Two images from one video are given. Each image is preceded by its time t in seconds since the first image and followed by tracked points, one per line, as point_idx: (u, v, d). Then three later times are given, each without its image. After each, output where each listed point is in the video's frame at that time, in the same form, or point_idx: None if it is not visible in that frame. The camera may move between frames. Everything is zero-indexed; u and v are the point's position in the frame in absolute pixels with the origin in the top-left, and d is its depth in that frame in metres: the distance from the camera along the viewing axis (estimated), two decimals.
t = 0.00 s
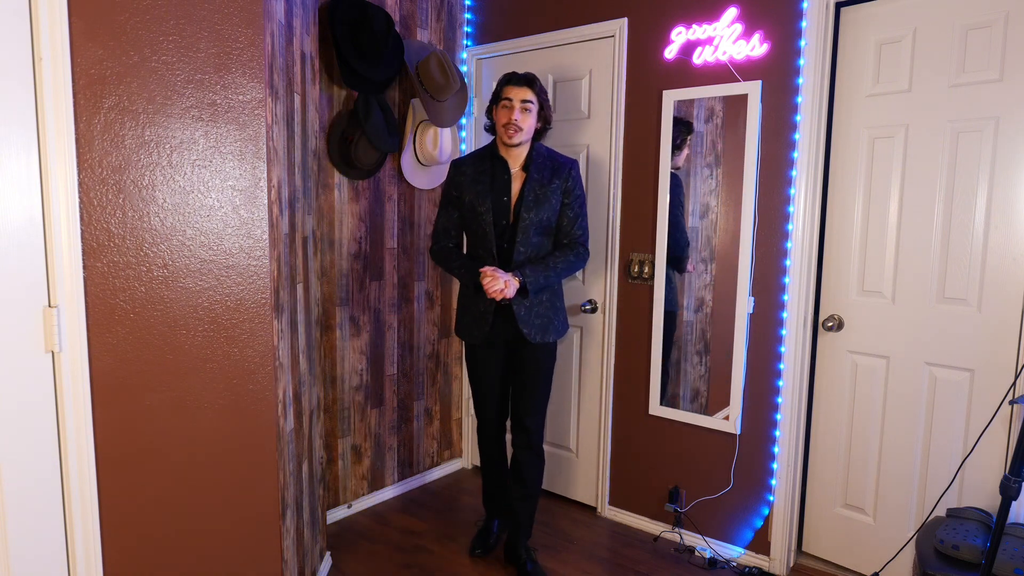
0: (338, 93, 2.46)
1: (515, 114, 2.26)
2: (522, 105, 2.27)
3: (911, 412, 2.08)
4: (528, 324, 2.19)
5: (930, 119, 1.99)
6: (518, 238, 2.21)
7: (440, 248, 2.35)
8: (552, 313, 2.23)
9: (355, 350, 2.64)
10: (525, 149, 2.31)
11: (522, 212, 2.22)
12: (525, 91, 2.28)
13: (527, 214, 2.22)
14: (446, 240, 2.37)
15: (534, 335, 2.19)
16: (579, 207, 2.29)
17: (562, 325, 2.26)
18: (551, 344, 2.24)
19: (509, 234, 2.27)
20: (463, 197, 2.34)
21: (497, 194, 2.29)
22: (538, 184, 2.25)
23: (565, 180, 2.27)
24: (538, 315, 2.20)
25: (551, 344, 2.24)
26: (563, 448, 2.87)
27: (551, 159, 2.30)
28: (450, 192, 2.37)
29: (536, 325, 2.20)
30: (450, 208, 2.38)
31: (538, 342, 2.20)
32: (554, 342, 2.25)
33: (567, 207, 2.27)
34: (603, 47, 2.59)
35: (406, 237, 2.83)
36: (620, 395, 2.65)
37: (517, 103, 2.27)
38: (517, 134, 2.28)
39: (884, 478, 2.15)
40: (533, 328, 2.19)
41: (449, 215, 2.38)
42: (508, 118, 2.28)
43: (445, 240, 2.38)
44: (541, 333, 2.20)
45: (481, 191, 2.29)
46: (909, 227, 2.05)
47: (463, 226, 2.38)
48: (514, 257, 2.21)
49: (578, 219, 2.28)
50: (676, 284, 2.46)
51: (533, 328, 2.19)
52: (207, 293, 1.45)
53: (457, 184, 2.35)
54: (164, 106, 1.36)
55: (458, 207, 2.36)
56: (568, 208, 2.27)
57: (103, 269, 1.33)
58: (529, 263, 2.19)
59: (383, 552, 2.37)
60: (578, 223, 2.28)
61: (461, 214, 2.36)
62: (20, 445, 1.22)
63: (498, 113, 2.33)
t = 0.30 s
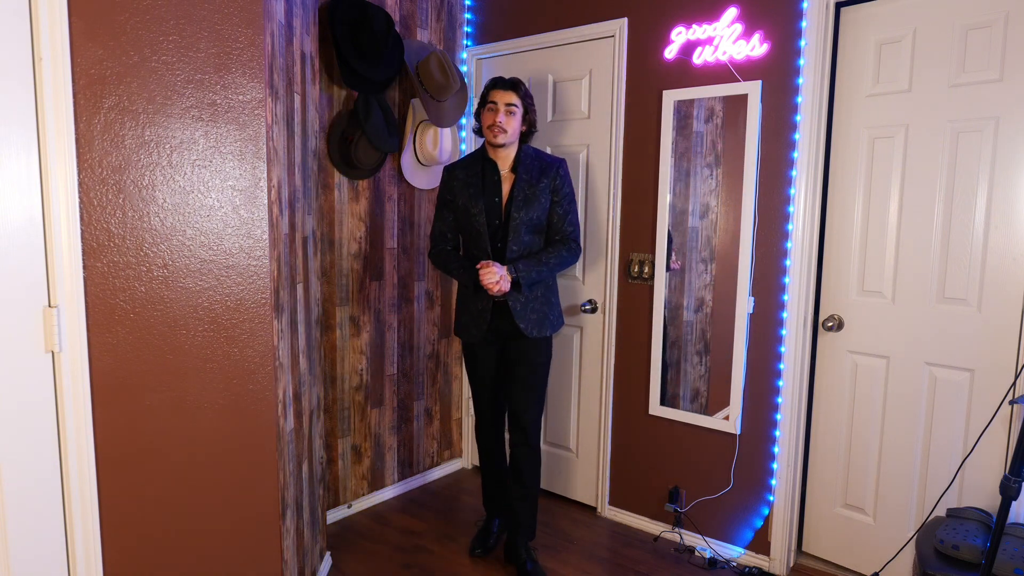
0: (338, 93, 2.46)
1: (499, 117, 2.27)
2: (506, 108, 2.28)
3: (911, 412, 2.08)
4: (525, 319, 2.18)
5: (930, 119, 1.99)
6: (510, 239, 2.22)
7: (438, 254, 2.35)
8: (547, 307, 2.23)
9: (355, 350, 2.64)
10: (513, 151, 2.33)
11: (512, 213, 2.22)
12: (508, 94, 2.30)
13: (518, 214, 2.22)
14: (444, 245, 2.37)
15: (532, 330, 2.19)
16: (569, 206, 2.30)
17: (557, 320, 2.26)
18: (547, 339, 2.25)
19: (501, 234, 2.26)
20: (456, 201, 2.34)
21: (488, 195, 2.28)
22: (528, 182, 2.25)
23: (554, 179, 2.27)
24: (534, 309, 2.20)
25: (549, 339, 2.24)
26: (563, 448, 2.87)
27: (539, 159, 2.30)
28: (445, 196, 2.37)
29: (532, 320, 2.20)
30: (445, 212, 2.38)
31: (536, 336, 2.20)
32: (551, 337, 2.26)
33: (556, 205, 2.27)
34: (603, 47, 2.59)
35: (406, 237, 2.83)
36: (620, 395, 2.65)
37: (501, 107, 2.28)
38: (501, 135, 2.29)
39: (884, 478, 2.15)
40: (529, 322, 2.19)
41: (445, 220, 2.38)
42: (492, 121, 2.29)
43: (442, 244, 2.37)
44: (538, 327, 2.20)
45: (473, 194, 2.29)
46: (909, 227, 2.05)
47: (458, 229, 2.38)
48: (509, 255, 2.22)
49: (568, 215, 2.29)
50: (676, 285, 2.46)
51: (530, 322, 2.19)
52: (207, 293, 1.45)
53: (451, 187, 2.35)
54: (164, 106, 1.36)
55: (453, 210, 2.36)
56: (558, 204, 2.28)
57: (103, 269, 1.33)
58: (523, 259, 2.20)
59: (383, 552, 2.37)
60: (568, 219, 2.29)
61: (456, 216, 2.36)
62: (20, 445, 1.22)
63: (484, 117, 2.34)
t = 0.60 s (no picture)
0: (338, 93, 2.46)
1: (504, 118, 2.28)
2: (514, 110, 2.30)
3: (911, 412, 2.08)
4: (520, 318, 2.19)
5: (930, 119, 1.99)
6: (503, 235, 2.21)
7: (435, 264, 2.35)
8: (542, 306, 2.22)
9: (355, 350, 2.64)
10: (512, 151, 2.34)
11: (506, 209, 2.22)
12: (515, 96, 2.31)
13: (511, 210, 2.22)
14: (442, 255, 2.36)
15: (528, 329, 2.19)
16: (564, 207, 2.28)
17: (553, 320, 2.25)
18: (542, 337, 2.24)
19: (493, 231, 2.26)
20: (453, 200, 2.34)
21: (483, 194, 2.28)
22: (522, 180, 2.25)
23: (548, 178, 2.25)
24: (529, 308, 2.20)
25: (543, 338, 2.24)
26: (563, 448, 2.87)
27: (533, 160, 2.29)
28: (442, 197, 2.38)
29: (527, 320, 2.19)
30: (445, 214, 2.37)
31: (531, 335, 2.20)
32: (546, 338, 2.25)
33: (552, 204, 2.26)
34: (603, 47, 2.59)
35: (406, 236, 2.83)
36: (620, 395, 2.65)
37: (506, 108, 2.29)
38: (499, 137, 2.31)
39: (884, 478, 2.15)
40: (524, 322, 2.19)
41: (443, 223, 2.38)
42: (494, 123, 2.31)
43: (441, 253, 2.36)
44: (533, 326, 2.19)
45: (468, 193, 2.30)
46: (909, 227, 2.05)
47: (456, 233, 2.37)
48: (501, 252, 2.21)
49: (564, 215, 2.27)
50: (676, 285, 2.46)
51: (525, 321, 2.19)
52: (207, 293, 1.45)
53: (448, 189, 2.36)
54: (164, 106, 1.36)
55: (449, 210, 2.36)
56: (553, 204, 2.27)
57: (103, 269, 1.33)
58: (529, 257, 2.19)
59: (383, 552, 2.37)
60: (564, 218, 2.27)
61: (452, 217, 2.36)
62: (20, 446, 1.22)
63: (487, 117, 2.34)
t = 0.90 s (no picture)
0: (338, 93, 2.46)
1: (501, 114, 2.30)
2: (510, 108, 2.31)
3: (911, 412, 2.08)
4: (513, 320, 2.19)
5: (930, 119, 1.99)
6: (500, 232, 2.19)
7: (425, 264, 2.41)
8: (538, 307, 2.21)
9: (355, 350, 2.64)
10: (511, 150, 2.33)
11: (503, 207, 2.21)
12: (511, 94, 2.33)
13: (509, 208, 2.21)
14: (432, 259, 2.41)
15: (521, 328, 2.18)
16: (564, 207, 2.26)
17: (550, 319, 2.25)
18: (541, 338, 2.24)
19: (491, 230, 2.23)
20: (450, 199, 2.36)
21: (481, 192, 2.28)
22: (521, 179, 2.24)
23: (549, 178, 2.25)
24: (524, 309, 2.19)
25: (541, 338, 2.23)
26: (563, 448, 2.86)
27: (533, 159, 2.28)
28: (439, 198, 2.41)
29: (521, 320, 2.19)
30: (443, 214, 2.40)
31: (523, 335, 2.18)
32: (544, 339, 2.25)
33: (553, 203, 2.25)
34: (603, 47, 2.59)
35: (406, 236, 2.83)
36: (620, 395, 2.65)
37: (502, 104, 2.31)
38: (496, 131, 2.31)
39: (884, 478, 2.15)
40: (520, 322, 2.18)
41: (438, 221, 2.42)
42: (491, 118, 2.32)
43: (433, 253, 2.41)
44: (526, 326, 2.19)
45: (466, 191, 2.31)
46: (909, 227, 2.05)
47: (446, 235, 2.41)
48: (497, 251, 2.18)
49: (566, 215, 2.26)
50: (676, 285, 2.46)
51: (519, 321, 2.18)
52: (207, 292, 1.45)
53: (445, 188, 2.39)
54: (164, 106, 1.36)
55: (446, 210, 2.39)
56: (554, 203, 2.25)
57: (103, 269, 1.33)
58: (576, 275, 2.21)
59: (384, 552, 2.37)
60: (567, 218, 2.26)
61: (448, 216, 2.38)
62: (19, 446, 1.22)
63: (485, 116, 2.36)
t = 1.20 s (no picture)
0: (338, 93, 2.47)
1: (506, 113, 2.31)
2: (516, 106, 2.32)
3: (911, 412, 2.08)
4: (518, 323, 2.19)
5: (930, 120, 1.99)
6: (509, 234, 2.19)
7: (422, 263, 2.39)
8: (543, 311, 2.23)
9: (355, 350, 2.64)
10: (517, 150, 2.34)
11: (513, 209, 2.20)
12: (517, 92, 2.34)
13: (519, 211, 2.21)
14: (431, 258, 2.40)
15: (527, 333, 2.19)
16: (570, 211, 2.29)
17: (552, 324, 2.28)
18: (544, 342, 2.24)
19: (498, 232, 2.23)
20: (452, 198, 2.35)
21: (485, 191, 2.27)
22: (532, 181, 2.25)
23: (557, 181, 2.27)
24: (532, 314, 2.21)
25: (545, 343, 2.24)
26: (563, 448, 2.86)
27: (540, 161, 2.29)
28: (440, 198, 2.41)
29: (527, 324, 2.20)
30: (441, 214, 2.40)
31: (530, 340, 2.19)
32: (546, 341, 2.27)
33: (559, 207, 2.28)
34: (603, 47, 2.59)
35: (406, 237, 2.83)
36: (620, 395, 2.65)
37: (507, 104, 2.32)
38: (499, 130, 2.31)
39: (884, 478, 2.15)
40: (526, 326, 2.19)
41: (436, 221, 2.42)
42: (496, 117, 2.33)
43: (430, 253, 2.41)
44: (531, 329, 2.20)
45: (469, 190, 2.30)
46: (909, 227, 2.05)
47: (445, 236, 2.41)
48: (506, 254, 2.18)
49: (571, 220, 2.29)
50: (676, 285, 2.46)
51: (526, 325, 2.19)
52: (207, 292, 1.45)
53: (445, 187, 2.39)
54: (164, 106, 1.36)
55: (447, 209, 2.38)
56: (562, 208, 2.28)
57: (103, 269, 1.33)
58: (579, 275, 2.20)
59: (383, 552, 2.37)
60: (572, 222, 2.29)
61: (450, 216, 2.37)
62: (19, 446, 1.22)
63: (491, 115, 2.36)
